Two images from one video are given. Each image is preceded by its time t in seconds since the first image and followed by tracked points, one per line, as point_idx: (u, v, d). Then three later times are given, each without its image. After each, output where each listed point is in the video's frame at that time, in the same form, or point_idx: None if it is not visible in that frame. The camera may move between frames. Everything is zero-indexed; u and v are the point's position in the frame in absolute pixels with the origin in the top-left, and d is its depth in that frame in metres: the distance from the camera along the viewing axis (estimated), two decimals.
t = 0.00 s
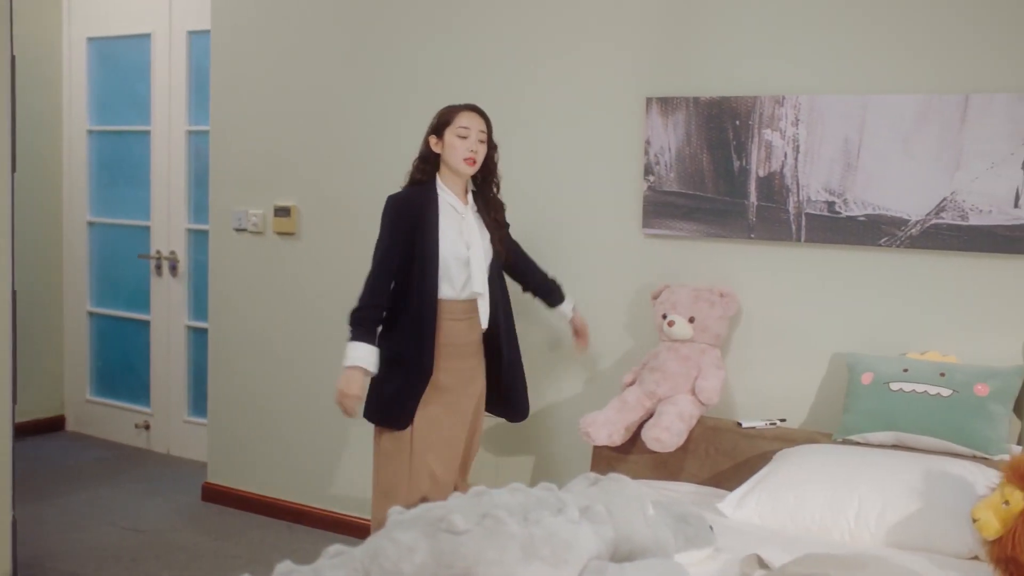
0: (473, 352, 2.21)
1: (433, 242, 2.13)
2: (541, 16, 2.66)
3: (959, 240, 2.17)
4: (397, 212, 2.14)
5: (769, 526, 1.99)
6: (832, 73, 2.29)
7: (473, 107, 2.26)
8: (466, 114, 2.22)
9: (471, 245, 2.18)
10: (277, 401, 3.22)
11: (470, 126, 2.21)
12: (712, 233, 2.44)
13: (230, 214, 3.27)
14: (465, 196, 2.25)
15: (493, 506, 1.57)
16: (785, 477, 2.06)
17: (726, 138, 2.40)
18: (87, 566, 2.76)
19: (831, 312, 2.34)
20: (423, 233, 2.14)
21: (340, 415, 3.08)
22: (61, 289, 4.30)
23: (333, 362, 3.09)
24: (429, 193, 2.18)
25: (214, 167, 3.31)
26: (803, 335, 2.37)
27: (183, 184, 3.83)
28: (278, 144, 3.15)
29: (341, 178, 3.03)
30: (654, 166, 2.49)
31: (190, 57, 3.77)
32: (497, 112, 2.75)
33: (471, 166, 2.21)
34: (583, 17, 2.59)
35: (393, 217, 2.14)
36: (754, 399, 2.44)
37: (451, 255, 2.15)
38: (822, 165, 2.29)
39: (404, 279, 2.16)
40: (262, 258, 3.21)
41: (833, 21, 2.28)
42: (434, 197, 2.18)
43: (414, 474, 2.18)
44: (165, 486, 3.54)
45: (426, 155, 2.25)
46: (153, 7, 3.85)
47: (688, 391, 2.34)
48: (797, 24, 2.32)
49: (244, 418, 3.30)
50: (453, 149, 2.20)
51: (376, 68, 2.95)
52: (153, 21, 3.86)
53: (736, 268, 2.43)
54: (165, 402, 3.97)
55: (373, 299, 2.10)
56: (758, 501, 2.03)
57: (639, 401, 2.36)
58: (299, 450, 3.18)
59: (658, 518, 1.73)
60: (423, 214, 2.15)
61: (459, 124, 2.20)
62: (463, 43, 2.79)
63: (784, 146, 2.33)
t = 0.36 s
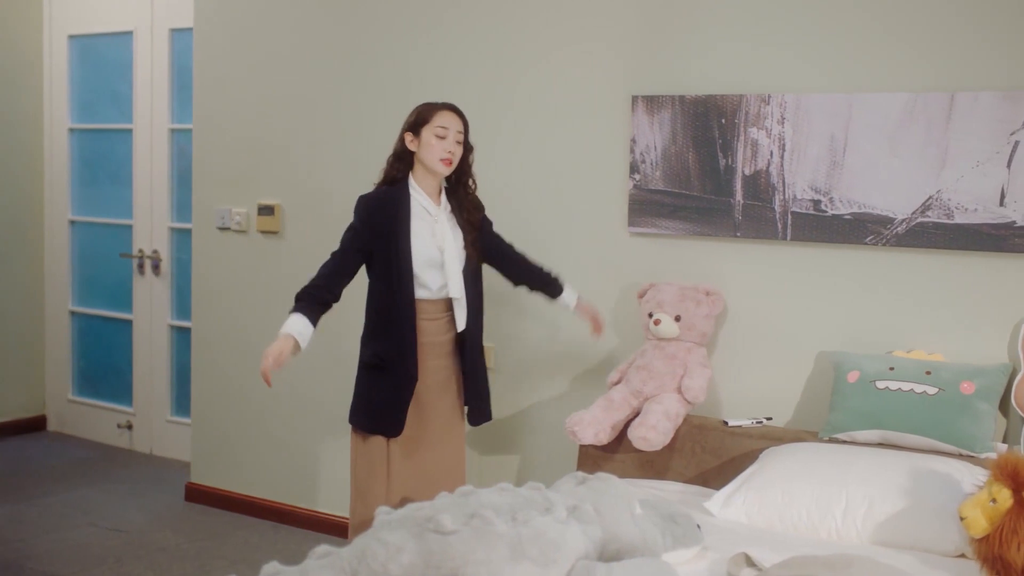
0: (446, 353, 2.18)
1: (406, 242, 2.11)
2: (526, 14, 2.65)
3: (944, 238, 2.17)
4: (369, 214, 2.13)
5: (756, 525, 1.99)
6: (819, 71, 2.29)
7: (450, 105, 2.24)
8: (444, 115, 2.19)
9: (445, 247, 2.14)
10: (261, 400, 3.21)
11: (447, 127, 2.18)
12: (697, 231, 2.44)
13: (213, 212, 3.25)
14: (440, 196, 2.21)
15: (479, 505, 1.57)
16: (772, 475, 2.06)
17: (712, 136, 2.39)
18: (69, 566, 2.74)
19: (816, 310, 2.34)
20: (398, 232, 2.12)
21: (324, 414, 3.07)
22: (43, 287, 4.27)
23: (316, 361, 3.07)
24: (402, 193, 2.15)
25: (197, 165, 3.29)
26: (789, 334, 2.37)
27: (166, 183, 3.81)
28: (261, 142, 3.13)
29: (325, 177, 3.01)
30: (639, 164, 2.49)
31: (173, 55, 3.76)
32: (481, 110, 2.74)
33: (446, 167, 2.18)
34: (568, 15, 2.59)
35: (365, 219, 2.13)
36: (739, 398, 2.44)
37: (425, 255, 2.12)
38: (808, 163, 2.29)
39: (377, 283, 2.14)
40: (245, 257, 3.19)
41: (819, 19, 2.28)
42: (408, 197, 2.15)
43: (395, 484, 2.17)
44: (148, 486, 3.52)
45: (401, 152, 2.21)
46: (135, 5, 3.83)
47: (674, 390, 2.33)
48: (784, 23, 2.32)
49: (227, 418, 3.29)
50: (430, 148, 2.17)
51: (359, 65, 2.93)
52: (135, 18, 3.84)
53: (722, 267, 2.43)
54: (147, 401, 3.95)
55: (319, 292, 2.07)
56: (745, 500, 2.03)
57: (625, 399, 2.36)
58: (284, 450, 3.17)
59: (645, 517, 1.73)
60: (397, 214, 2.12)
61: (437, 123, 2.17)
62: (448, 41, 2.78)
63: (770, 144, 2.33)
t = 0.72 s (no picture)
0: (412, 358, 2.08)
1: (379, 269, 2.00)
2: (515, 12, 2.64)
3: (935, 235, 2.17)
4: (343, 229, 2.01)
5: (748, 524, 1.99)
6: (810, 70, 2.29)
7: (439, 117, 2.07)
8: (431, 138, 2.03)
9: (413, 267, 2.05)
10: (249, 399, 3.19)
11: (431, 153, 2.03)
12: (688, 230, 2.43)
13: (202, 211, 3.24)
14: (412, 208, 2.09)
15: (472, 504, 1.57)
16: (763, 474, 2.05)
17: (702, 134, 2.39)
18: (57, 566, 2.73)
19: (807, 309, 2.34)
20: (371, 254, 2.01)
21: (313, 413, 3.06)
22: (30, 286, 4.25)
23: (306, 360, 3.06)
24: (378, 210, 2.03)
25: (185, 164, 3.28)
26: (780, 332, 2.37)
27: (154, 181, 3.80)
28: (249, 140, 3.12)
29: (313, 175, 3.00)
30: (630, 162, 2.49)
31: (160, 52, 3.74)
32: (471, 108, 2.73)
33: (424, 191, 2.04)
34: (558, 13, 2.58)
35: (339, 234, 2.02)
36: (730, 397, 2.44)
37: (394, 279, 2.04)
38: (799, 160, 2.29)
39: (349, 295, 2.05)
40: (234, 255, 3.18)
41: (809, 16, 2.28)
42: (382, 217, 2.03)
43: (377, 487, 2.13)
44: (136, 485, 3.50)
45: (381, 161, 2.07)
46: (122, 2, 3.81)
47: (665, 388, 2.33)
48: (774, 21, 2.32)
49: (216, 417, 3.28)
50: (412, 173, 2.03)
51: (348, 63, 2.92)
52: (121, 16, 3.82)
53: (713, 265, 2.43)
54: (135, 400, 3.93)
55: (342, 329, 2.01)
56: (737, 499, 2.03)
57: (616, 398, 2.36)
58: (273, 449, 3.16)
59: (638, 517, 1.73)
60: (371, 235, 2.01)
61: (422, 148, 2.02)
62: (437, 38, 2.77)
63: (761, 142, 2.33)
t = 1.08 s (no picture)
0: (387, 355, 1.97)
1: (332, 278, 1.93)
2: (507, 9, 2.63)
3: (927, 232, 2.17)
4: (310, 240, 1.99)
5: (741, 521, 1.98)
6: (802, 67, 2.28)
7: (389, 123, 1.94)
8: (368, 143, 1.89)
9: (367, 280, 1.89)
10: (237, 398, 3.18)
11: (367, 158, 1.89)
12: (680, 227, 2.43)
13: (190, 208, 3.22)
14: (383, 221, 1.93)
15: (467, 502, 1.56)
16: (756, 471, 2.05)
17: (694, 131, 2.38)
18: (46, 566, 2.71)
19: (799, 306, 2.34)
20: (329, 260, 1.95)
21: (303, 411, 3.05)
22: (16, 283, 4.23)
23: (295, 358, 3.05)
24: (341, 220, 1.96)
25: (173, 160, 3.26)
26: (771, 330, 2.37)
27: (142, 178, 3.78)
28: (239, 137, 3.10)
29: (304, 172, 2.99)
30: (621, 159, 2.48)
31: (148, 49, 3.72)
32: (462, 105, 2.72)
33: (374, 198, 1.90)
34: (550, 10, 2.57)
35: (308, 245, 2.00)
36: (722, 394, 2.43)
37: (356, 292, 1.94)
38: (791, 157, 2.28)
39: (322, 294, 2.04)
40: (223, 253, 3.16)
41: (803, 14, 2.28)
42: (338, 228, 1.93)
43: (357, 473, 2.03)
44: (125, 483, 3.49)
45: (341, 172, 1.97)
46: None
47: (657, 385, 2.33)
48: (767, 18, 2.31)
49: (205, 415, 3.26)
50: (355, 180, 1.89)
51: (338, 60, 2.91)
52: (110, 12, 3.80)
53: (705, 262, 2.43)
54: (123, 398, 3.92)
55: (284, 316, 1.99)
56: (729, 497, 2.02)
57: (608, 395, 2.35)
58: (263, 447, 3.14)
59: (631, 516, 1.73)
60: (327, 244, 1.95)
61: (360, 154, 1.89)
62: (428, 35, 2.76)
63: (753, 139, 2.32)
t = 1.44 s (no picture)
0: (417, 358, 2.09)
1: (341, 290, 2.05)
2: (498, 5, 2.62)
3: (919, 228, 2.17)
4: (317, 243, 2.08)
5: (734, 518, 1.98)
6: (794, 63, 2.28)
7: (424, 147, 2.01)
8: (407, 160, 1.97)
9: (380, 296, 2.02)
10: (227, 395, 3.17)
11: (412, 176, 1.96)
12: (672, 223, 2.42)
13: (179, 204, 3.21)
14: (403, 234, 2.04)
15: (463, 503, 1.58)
16: (749, 467, 2.05)
17: (686, 126, 2.38)
18: (34, 565, 2.69)
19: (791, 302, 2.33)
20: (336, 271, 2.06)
21: (294, 409, 3.04)
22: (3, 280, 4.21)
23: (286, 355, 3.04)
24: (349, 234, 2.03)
25: (162, 156, 3.24)
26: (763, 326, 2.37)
27: (130, 174, 3.76)
28: (228, 133, 3.09)
29: (293, 168, 2.98)
30: (613, 155, 2.47)
31: (136, 45, 3.70)
32: (453, 101, 2.71)
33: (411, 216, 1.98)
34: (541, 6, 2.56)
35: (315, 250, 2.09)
36: (714, 391, 2.43)
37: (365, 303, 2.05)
38: (783, 153, 2.28)
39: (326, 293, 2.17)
40: (213, 249, 3.15)
41: (795, 10, 2.27)
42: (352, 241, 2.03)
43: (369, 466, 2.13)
44: (113, 481, 3.47)
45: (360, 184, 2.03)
46: None
47: (649, 382, 2.32)
48: (760, 13, 2.31)
49: (195, 412, 3.25)
50: (401, 200, 1.96)
51: (327, 55, 2.89)
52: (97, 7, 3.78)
53: (697, 258, 2.42)
54: (111, 394, 3.90)
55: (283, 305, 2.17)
56: (722, 493, 2.02)
57: (600, 392, 2.35)
58: (254, 444, 3.14)
59: (626, 514, 1.73)
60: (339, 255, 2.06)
61: (405, 172, 1.96)
62: (418, 31, 2.74)
63: (745, 135, 2.32)
